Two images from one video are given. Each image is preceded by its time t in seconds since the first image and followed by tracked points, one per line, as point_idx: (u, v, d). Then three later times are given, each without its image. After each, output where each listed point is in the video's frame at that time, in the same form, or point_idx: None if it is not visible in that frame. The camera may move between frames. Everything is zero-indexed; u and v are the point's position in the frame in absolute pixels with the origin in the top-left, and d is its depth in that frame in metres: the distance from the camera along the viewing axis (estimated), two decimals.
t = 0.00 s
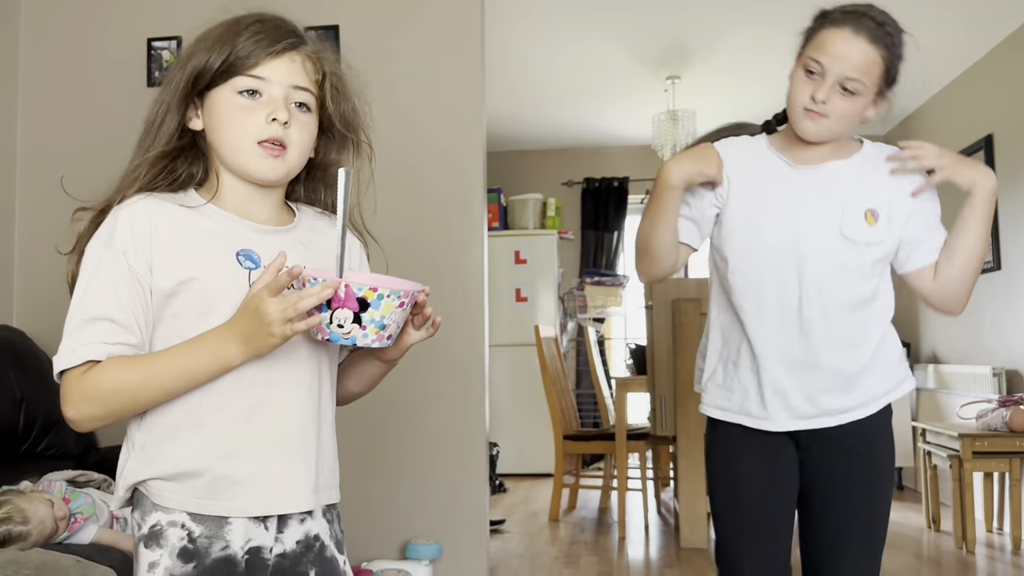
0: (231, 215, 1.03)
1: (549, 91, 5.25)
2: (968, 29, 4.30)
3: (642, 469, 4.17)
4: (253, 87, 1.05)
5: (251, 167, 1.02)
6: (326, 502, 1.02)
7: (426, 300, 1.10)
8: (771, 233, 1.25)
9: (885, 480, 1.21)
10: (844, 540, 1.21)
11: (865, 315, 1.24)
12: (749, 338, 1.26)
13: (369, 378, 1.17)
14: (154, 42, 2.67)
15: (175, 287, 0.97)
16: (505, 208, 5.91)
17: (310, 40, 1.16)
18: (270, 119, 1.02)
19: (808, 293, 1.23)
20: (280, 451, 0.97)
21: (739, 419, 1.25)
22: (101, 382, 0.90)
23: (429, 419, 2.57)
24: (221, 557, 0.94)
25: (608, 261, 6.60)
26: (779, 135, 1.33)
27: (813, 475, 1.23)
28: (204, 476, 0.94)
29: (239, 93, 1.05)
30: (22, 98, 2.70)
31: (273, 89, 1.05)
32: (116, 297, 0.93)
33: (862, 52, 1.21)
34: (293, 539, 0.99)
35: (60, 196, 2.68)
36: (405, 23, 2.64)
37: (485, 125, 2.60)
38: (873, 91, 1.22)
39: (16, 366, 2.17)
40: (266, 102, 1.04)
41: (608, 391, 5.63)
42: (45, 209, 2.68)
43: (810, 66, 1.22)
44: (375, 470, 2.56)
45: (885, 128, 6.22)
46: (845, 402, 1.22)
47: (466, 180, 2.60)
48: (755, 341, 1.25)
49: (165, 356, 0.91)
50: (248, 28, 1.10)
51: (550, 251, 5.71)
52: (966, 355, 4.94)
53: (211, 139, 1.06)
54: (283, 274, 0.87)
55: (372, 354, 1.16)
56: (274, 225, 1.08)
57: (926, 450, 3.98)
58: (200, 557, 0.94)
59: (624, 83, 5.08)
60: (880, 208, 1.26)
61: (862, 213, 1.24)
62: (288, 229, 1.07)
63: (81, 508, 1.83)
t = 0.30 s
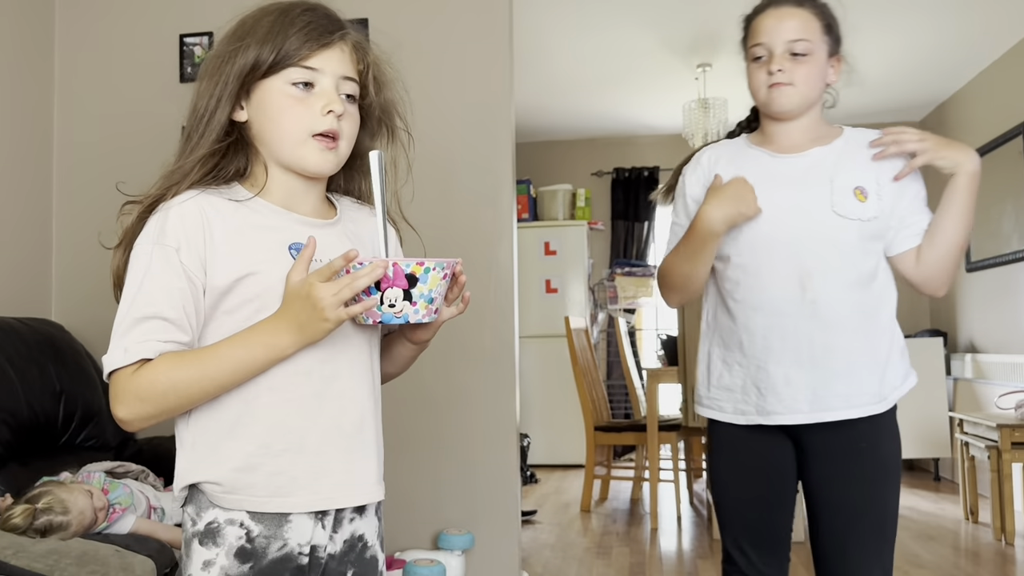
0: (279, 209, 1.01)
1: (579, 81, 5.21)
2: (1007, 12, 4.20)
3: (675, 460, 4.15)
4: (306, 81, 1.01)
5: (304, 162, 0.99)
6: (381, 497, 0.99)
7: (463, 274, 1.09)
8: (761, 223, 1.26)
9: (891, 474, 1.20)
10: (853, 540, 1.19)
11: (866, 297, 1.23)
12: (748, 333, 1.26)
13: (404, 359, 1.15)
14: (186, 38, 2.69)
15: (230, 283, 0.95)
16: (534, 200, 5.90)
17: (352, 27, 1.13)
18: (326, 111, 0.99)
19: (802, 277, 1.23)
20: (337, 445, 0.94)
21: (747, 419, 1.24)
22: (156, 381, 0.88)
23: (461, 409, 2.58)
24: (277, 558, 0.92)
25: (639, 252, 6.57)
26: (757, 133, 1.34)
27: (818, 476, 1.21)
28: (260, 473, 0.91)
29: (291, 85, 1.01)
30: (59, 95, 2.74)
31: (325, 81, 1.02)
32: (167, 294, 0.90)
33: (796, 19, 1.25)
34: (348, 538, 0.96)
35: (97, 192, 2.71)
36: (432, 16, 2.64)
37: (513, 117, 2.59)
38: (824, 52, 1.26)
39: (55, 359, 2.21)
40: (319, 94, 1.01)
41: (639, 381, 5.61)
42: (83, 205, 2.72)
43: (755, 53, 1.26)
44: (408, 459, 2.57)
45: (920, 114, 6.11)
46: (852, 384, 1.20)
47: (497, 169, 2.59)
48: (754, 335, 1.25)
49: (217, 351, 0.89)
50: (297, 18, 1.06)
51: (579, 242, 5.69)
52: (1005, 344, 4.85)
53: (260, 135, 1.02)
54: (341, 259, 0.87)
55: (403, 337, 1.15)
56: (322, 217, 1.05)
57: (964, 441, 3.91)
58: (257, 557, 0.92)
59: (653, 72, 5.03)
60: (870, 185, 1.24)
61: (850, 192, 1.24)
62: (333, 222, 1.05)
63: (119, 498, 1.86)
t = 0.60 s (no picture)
0: (309, 213, 1.01)
1: (598, 74, 5.18)
2: None
3: (696, 454, 4.13)
4: (343, 84, 1.01)
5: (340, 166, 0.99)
6: (411, 495, 0.98)
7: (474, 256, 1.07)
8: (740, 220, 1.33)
9: (878, 463, 1.18)
10: (836, 522, 1.18)
11: (839, 285, 1.23)
12: (729, 325, 1.33)
13: (437, 357, 1.14)
14: (205, 36, 2.71)
15: (263, 288, 0.95)
16: (552, 194, 5.88)
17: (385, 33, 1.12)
18: (362, 117, 0.99)
19: (769, 269, 1.28)
20: (369, 441, 0.94)
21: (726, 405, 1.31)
22: (178, 393, 0.89)
23: (482, 405, 2.58)
24: (309, 556, 0.92)
25: (658, 246, 6.54)
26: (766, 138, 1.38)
27: (800, 457, 1.22)
28: (289, 469, 0.91)
29: (328, 91, 1.01)
30: (82, 95, 2.77)
31: (361, 87, 1.01)
32: (190, 304, 0.90)
33: (777, 25, 1.27)
34: (378, 537, 0.96)
35: (119, 190, 2.74)
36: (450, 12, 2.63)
37: (532, 113, 2.58)
38: (808, 51, 1.28)
39: (80, 356, 2.23)
40: (356, 100, 1.00)
41: (659, 375, 5.59)
42: (106, 203, 2.74)
43: (743, 65, 1.31)
44: (429, 453, 2.58)
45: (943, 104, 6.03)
46: (817, 370, 1.21)
47: (519, 166, 2.58)
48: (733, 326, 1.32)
49: (237, 360, 0.88)
50: (335, 25, 1.05)
51: (598, 237, 5.66)
52: None
53: (296, 141, 1.02)
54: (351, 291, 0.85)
55: (436, 332, 1.14)
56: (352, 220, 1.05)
57: (988, 435, 3.87)
58: (289, 555, 0.91)
59: (672, 64, 4.99)
60: (843, 175, 1.26)
61: (820, 183, 1.26)
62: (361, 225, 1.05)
63: (143, 493, 1.88)
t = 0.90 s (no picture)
0: (323, 214, 1.01)
1: (606, 71, 5.17)
2: None
3: (706, 452, 4.12)
4: (349, 78, 1.01)
5: (354, 157, 0.99)
6: (423, 494, 0.98)
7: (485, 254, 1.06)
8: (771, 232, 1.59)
9: (879, 434, 1.36)
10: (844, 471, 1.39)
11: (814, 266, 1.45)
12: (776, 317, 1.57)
13: (449, 360, 1.14)
14: (215, 36, 2.71)
15: (279, 289, 0.95)
16: (562, 191, 5.87)
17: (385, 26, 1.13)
18: (372, 105, 0.99)
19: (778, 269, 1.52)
20: (381, 439, 0.94)
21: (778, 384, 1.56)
22: (189, 399, 0.89)
23: (492, 404, 2.58)
24: (323, 554, 0.92)
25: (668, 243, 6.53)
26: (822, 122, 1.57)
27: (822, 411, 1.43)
28: (303, 469, 0.91)
29: (336, 82, 1.01)
30: (92, 95, 2.78)
31: (367, 77, 1.02)
32: (202, 307, 0.90)
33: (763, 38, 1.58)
34: (392, 536, 0.96)
35: (131, 190, 2.75)
36: (458, 10, 2.63)
37: (540, 111, 2.58)
38: (779, 44, 1.53)
39: (91, 355, 2.24)
40: (364, 90, 1.01)
41: (669, 373, 5.58)
42: (117, 203, 2.75)
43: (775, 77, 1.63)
44: (440, 451, 2.58)
45: (955, 100, 6.00)
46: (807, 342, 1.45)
47: (526, 161, 2.58)
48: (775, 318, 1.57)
49: (249, 368, 0.88)
50: (337, 18, 1.06)
51: (607, 234, 5.66)
52: None
53: (305, 136, 1.02)
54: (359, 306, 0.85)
55: (447, 336, 1.13)
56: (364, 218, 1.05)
57: (1001, 431, 3.85)
58: (302, 553, 0.92)
59: (681, 60, 4.98)
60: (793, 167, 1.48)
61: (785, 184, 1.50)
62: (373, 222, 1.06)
63: (155, 491, 1.89)
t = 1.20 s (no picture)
0: (326, 215, 1.01)
1: (608, 71, 5.17)
2: None
3: (709, 451, 4.12)
4: (354, 83, 1.01)
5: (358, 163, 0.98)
6: (428, 493, 0.98)
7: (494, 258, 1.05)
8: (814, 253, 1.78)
9: (836, 438, 1.55)
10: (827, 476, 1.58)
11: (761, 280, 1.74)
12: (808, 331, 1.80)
13: (456, 360, 1.14)
14: (217, 37, 2.72)
15: (282, 291, 0.95)
16: (564, 192, 5.87)
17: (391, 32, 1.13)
18: (376, 112, 0.99)
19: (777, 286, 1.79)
20: (387, 438, 0.94)
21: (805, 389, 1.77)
22: (181, 395, 0.89)
23: (495, 403, 2.58)
24: (329, 552, 0.92)
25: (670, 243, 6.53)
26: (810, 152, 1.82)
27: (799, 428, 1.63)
28: (310, 469, 0.91)
29: (340, 88, 1.01)
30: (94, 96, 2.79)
31: (372, 84, 1.02)
32: (200, 305, 0.90)
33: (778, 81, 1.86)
34: (397, 534, 0.96)
35: (134, 191, 2.75)
36: (460, 10, 2.63)
37: (543, 111, 2.58)
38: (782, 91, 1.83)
39: (95, 356, 2.24)
40: (368, 96, 1.01)
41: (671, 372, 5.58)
42: (120, 204, 2.76)
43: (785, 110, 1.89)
44: (443, 451, 2.58)
45: (957, 98, 5.98)
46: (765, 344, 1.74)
47: (530, 163, 2.58)
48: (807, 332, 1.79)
49: (246, 366, 0.88)
50: (344, 24, 1.06)
51: (610, 234, 5.66)
52: None
53: (309, 139, 1.02)
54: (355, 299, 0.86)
55: (457, 335, 1.13)
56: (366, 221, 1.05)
57: (1005, 431, 3.84)
58: (309, 552, 0.92)
59: (683, 60, 4.98)
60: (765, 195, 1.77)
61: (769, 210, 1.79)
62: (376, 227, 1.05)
63: (158, 492, 1.89)
